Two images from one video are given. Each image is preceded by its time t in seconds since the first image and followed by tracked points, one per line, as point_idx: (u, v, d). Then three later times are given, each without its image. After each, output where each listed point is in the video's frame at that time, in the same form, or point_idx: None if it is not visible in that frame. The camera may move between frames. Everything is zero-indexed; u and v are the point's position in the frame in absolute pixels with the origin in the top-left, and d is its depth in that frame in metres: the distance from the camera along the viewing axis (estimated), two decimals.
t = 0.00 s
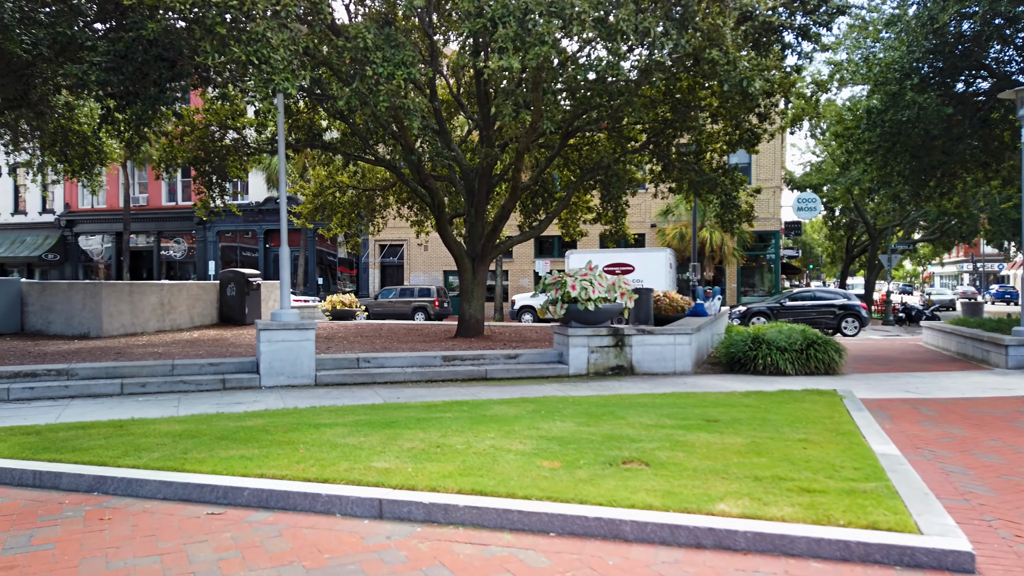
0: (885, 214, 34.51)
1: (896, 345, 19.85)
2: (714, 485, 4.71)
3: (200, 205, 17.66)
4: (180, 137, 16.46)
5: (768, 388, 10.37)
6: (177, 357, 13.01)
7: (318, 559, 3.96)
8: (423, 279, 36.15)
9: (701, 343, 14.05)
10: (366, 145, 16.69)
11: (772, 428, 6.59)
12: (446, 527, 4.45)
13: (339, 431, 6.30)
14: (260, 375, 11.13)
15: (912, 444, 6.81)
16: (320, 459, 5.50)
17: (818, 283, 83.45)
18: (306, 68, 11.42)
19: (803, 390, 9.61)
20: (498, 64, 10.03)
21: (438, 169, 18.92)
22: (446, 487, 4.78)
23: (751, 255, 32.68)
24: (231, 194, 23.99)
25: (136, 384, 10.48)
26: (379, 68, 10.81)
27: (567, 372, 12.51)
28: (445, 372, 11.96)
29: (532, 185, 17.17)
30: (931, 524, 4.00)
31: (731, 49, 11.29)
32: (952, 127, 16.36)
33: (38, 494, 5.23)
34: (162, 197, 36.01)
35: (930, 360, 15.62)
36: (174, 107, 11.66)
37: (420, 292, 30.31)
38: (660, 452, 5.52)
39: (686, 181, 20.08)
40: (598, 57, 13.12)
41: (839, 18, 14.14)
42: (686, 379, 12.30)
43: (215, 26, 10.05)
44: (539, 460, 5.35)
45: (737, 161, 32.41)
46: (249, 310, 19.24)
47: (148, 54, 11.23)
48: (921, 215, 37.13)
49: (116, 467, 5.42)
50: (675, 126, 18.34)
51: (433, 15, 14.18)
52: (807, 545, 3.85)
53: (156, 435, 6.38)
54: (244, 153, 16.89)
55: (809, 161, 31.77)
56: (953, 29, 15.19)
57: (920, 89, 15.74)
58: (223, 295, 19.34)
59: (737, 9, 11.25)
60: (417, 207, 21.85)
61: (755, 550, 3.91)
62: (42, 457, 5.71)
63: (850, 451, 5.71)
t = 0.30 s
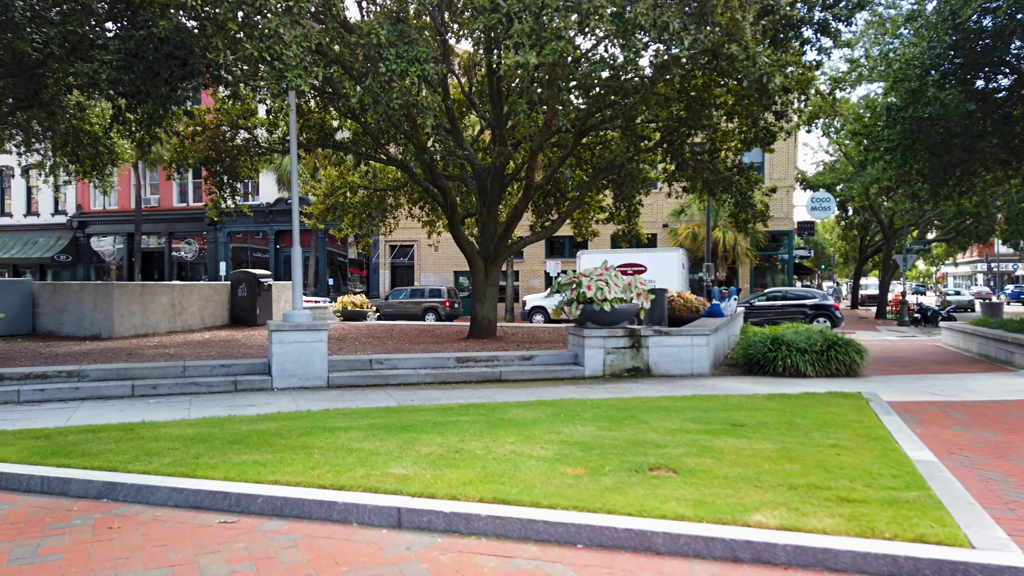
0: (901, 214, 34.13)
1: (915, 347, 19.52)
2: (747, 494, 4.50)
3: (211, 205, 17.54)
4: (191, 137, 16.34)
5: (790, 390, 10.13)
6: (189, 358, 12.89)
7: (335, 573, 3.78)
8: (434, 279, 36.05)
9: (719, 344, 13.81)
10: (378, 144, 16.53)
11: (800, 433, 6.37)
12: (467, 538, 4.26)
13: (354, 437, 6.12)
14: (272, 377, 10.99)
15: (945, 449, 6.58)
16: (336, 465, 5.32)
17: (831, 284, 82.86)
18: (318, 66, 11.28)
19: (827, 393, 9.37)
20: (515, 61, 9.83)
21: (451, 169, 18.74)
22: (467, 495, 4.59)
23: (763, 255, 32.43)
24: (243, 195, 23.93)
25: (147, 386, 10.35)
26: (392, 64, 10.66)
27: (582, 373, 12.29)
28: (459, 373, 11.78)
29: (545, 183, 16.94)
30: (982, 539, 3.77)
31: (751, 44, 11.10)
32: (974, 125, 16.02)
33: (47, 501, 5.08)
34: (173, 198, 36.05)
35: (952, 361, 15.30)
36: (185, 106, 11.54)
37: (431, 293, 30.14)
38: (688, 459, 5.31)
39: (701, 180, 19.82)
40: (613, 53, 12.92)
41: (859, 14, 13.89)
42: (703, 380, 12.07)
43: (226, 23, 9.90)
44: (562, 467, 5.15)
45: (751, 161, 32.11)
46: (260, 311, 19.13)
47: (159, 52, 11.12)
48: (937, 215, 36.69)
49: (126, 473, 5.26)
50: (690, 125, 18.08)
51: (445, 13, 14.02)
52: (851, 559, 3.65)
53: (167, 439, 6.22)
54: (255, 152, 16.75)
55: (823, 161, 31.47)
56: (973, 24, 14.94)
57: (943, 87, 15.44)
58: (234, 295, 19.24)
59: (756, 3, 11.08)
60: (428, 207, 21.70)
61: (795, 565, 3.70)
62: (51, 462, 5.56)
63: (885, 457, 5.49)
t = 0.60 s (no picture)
0: (917, 215, 33.71)
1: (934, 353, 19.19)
2: (781, 531, 4.27)
3: (221, 210, 17.41)
4: (201, 142, 16.23)
5: (812, 403, 9.88)
6: (199, 366, 12.75)
7: None
8: (444, 282, 35.92)
9: (736, 353, 13.55)
10: (389, 149, 16.36)
11: (829, 456, 6.14)
12: None
13: (368, 462, 5.92)
14: (283, 389, 10.83)
15: (981, 472, 6.32)
16: (349, 494, 5.12)
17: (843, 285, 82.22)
18: (329, 72, 11.12)
19: (852, 408, 9.11)
20: (530, 67, 9.62)
21: (462, 173, 18.54)
22: (487, 530, 4.38)
23: (776, 257, 32.11)
24: (254, 198, 23.85)
25: (157, 398, 10.20)
26: (405, 70, 10.51)
27: (597, 384, 12.07)
28: (472, 384, 11.58)
29: (557, 188, 16.71)
30: None
31: (771, 48, 10.85)
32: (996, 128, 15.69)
33: (51, 532, 4.91)
34: (184, 200, 36.05)
35: (974, 369, 15.00)
36: (194, 112, 11.38)
37: (441, 295, 29.97)
38: (715, 488, 5.09)
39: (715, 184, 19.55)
40: (628, 56, 12.69)
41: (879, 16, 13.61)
42: (721, 391, 11.83)
43: (237, 30, 9.74)
44: (584, 497, 4.94)
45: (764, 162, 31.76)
46: (270, 316, 18.98)
47: (168, 59, 10.98)
48: (954, 216, 36.21)
49: (132, 501, 5.08)
50: (704, 127, 17.81)
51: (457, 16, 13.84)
52: None
53: (176, 462, 6.05)
54: (265, 157, 16.61)
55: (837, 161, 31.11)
56: (995, 24, 14.65)
57: (965, 89, 15.13)
58: (245, 300, 19.10)
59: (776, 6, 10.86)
60: (439, 211, 21.49)
61: None
62: (56, 488, 5.39)
63: (921, 486, 5.25)
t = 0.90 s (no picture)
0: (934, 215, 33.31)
1: (955, 356, 18.90)
2: (825, 550, 4.10)
3: (235, 212, 17.35)
4: (215, 144, 16.17)
5: (838, 410, 9.67)
6: (215, 370, 12.66)
7: None
8: (456, 283, 35.83)
9: (756, 357, 13.34)
10: (403, 150, 16.23)
11: (865, 467, 5.96)
12: None
13: (392, 472, 5.79)
14: (300, 393, 10.72)
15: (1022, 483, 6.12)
16: (375, 507, 4.99)
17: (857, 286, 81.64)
18: (346, 73, 11.01)
19: (880, 414, 8.90)
20: (550, 68, 9.48)
21: (476, 174, 18.39)
22: (520, 547, 4.24)
23: (791, 257, 31.82)
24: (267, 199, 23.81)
25: (174, 403, 10.12)
26: (423, 72, 10.39)
27: (617, 389, 11.90)
28: (489, 389, 11.44)
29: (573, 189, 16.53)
30: None
31: (795, 48, 10.66)
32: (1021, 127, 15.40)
33: (71, 545, 4.80)
34: (196, 201, 36.12)
35: (999, 373, 14.72)
36: (210, 115, 11.29)
37: (453, 296, 29.84)
38: (752, 503, 4.93)
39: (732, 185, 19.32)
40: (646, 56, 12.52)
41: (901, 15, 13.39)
42: (742, 397, 11.64)
43: (254, 31, 9.64)
44: (617, 512, 4.79)
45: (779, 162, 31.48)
46: (284, 318, 18.91)
47: (184, 61, 10.91)
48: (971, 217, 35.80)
49: (153, 513, 4.97)
50: (722, 128, 17.59)
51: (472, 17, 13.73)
52: None
53: (196, 471, 5.94)
54: (279, 159, 16.50)
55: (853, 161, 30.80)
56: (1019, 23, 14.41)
57: (988, 88, 14.89)
58: (258, 302, 19.01)
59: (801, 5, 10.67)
60: (453, 212, 21.35)
61: None
62: (76, 498, 5.29)
63: (966, 501, 5.06)
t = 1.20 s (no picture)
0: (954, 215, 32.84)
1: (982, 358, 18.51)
2: (894, 565, 3.85)
3: (253, 211, 17.22)
4: (233, 143, 16.05)
5: (874, 414, 9.38)
6: (233, 370, 12.52)
7: None
8: (470, 283, 35.64)
9: (784, 359, 13.04)
10: (423, 148, 16.03)
11: (919, 475, 5.68)
12: None
13: (424, 478, 5.57)
14: (321, 394, 10.54)
15: None
16: (410, 514, 4.77)
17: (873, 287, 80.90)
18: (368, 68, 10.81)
19: (920, 418, 8.60)
20: (578, 62, 9.26)
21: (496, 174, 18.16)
22: (567, 558, 4.02)
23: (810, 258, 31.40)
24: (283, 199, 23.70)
25: (194, 403, 9.97)
26: (447, 67, 10.16)
27: (642, 391, 11.64)
28: (513, 391, 11.21)
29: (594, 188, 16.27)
30: None
31: (828, 41, 10.38)
32: None
33: (97, 552, 4.62)
34: (211, 201, 36.14)
35: None
36: (229, 113, 11.13)
37: (468, 297, 29.62)
38: (807, 512, 4.68)
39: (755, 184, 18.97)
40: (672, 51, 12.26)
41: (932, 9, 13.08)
42: (771, 399, 11.36)
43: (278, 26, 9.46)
44: (666, 522, 4.55)
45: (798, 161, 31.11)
46: (301, 317, 18.76)
47: (204, 57, 10.75)
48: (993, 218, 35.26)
49: (181, 519, 4.78)
50: (745, 126, 17.26)
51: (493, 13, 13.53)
52: None
53: (222, 475, 5.75)
54: (296, 157, 16.32)
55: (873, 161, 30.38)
56: None
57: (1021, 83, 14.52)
58: (275, 302, 18.87)
59: None
60: (470, 211, 21.12)
61: None
62: (101, 503, 5.11)
63: None
